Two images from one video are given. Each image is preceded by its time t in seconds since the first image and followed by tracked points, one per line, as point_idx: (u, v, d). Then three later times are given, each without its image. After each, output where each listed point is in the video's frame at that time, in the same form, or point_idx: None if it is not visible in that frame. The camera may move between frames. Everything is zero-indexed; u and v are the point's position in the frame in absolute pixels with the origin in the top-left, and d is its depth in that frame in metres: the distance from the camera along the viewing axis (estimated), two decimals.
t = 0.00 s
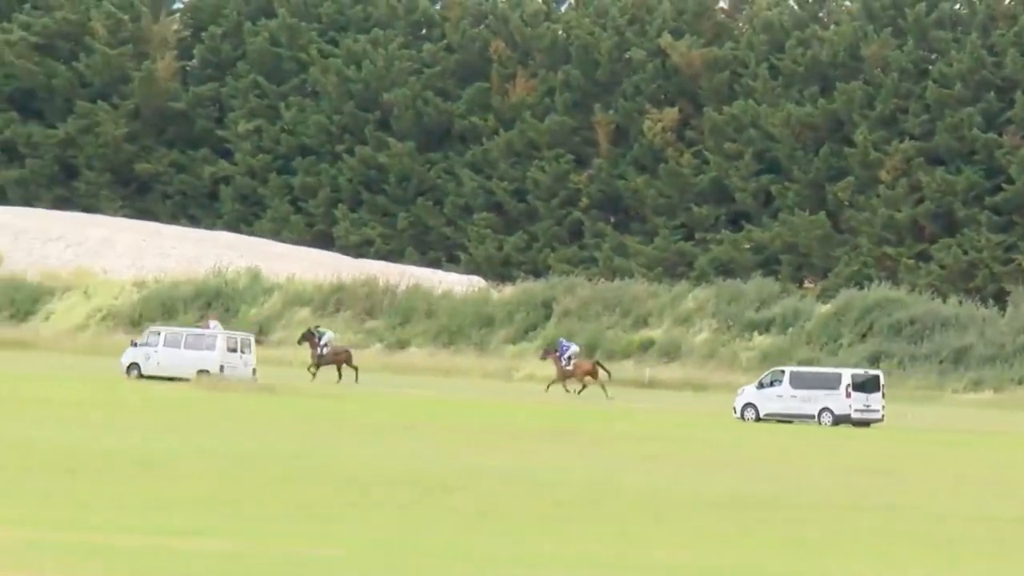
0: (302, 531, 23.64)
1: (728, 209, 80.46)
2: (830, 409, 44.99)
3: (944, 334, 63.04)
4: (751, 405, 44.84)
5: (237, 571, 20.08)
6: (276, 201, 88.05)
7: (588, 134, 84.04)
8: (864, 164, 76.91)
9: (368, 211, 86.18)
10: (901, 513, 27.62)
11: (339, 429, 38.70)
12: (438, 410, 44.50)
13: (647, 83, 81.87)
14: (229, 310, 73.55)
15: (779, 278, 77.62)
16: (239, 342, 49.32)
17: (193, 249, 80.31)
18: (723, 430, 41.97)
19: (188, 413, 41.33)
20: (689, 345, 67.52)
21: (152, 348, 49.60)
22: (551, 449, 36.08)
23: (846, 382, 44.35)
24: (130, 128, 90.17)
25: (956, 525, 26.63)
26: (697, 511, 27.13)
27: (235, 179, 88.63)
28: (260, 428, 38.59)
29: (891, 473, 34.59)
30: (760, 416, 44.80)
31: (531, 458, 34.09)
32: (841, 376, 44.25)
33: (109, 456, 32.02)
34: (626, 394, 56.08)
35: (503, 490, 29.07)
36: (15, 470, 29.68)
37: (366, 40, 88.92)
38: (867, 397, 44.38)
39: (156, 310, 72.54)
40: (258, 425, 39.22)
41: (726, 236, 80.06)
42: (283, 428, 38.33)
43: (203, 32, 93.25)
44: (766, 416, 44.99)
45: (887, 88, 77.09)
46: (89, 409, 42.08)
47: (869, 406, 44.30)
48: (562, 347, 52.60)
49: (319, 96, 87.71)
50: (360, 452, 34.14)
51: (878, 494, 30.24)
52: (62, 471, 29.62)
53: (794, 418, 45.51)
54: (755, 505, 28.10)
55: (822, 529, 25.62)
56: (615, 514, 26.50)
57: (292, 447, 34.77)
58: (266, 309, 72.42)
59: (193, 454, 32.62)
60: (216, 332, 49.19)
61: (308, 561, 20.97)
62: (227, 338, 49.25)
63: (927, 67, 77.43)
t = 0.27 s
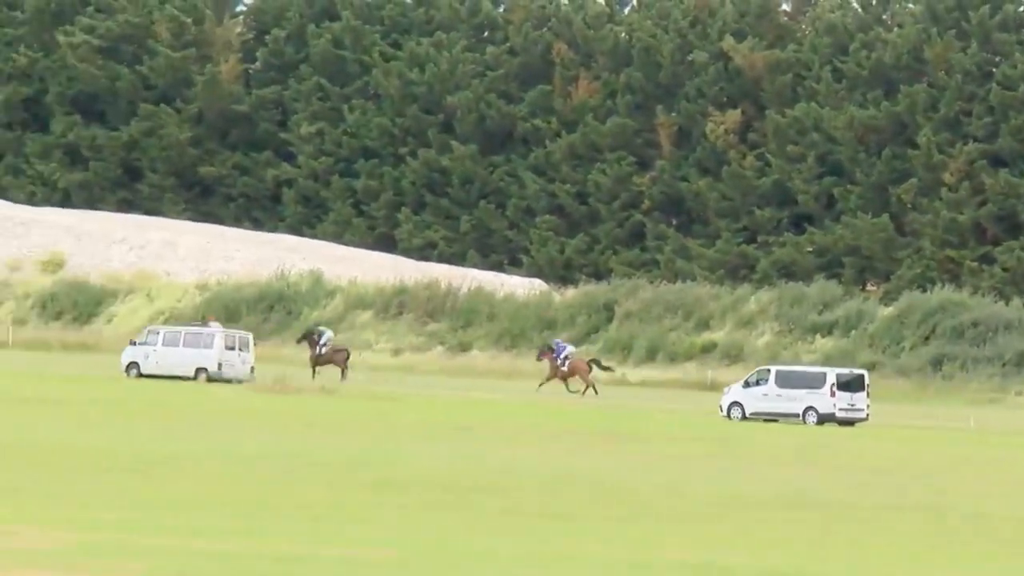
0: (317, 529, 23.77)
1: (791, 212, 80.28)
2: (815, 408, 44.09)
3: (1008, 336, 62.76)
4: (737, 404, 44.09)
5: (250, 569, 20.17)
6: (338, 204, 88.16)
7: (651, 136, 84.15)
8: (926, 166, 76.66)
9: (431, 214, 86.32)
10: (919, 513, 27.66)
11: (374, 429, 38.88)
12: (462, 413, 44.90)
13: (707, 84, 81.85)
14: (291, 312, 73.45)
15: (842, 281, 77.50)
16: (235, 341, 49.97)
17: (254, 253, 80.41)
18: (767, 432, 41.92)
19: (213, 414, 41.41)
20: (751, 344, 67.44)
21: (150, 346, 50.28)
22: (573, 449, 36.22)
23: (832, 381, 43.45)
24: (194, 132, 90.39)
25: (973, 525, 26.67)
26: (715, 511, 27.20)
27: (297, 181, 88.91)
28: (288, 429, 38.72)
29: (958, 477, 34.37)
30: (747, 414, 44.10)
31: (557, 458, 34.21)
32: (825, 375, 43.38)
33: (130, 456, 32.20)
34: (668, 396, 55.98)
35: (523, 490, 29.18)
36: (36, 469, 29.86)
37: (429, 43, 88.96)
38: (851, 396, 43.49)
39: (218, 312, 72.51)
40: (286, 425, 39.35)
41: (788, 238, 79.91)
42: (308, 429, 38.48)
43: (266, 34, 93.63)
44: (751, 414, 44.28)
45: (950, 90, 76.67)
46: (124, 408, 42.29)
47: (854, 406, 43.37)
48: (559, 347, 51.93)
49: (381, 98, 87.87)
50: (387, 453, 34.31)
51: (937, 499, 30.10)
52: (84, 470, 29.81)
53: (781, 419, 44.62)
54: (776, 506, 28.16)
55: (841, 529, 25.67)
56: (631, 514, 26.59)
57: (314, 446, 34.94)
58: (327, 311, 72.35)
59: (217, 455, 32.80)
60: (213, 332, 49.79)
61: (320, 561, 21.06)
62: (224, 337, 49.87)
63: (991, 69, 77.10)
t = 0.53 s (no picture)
0: (316, 529, 23.85)
1: (833, 213, 80.14)
2: (757, 403, 46.09)
3: None
4: (683, 398, 46.38)
5: (236, 567, 20.26)
6: (380, 205, 88.30)
7: (692, 137, 83.93)
8: (968, 167, 76.50)
9: (471, 215, 86.38)
10: (922, 514, 27.70)
11: (390, 430, 39.09)
12: (493, 413, 45.14)
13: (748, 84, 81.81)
14: (332, 314, 73.47)
15: (884, 282, 77.38)
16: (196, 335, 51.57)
17: (293, 253, 80.48)
18: (792, 433, 41.92)
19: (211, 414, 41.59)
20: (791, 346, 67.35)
21: (112, 343, 51.74)
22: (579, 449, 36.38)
23: (773, 377, 45.45)
24: (235, 134, 90.60)
25: (972, 525, 26.70)
26: (718, 511, 27.24)
27: (338, 183, 89.07)
28: (289, 428, 38.96)
29: (999, 480, 34.27)
30: (691, 409, 46.22)
31: (562, 458, 34.37)
32: (767, 370, 45.34)
33: (133, 455, 32.39)
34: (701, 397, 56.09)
35: (527, 489, 29.26)
36: (40, 467, 30.00)
37: (470, 44, 88.99)
38: (792, 391, 45.51)
39: (260, 315, 72.57)
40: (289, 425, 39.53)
41: (829, 238, 79.79)
42: (318, 429, 38.64)
43: (308, 35, 93.92)
44: (696, 409, 46.35)
45: (992, 91, 76.56)
46: (137, 408, 42.50)
47: (796, 401, 45.43)
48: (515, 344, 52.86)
49: (422, 100, 87.97)
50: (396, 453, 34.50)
51: (973, 501, 29.97)
52: (88, 469, 29.98)
53: (727, 413, 46.65)
54: (780, 506, 28.21)
55: (842, 530, 25.71)
56: (632, 514, 26.66)
57: (317, 445, 35.14)
58: (369, 311, 72.36)
59: (223, 454, 32.97)
60: (173, 330, 51.42)
61: (311, 560, 21.12)
62: (183, 334, 51.49)
63: None
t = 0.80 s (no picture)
0: (323, 529, 23.98)
1: (880, 215, 80.04)
2: (744, 401, 46.74)
3: None
4: (670, 396, 47.20)
5: (235, 569, 20.39)
6: (427, 207, 88.45)
7: (739, 140, 83.77)
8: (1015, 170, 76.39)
9: (518, 218, 86.47)
10: (932, 514, 27.76)
11: (410, 431, 39.32)
12: (538, 415, 45.24)
13: (796, 87, 81.76)
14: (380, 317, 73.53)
15: (931, 285, 77.30)
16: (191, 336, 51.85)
17: (340, 256, 80.57)
18: (825, 435, 41.91)
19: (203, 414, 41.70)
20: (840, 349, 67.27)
21: (108, 343, 52.11)
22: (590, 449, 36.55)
23: (759, 375, 45.98)
24: (283, 136, 90.83)
25: (979, 525, 26.76)
26: (757, 514, 27.27)
27: (386, 185, 89.28)
28: (288, 428, 39.19)
29: None
30: (677, 406, 47.04)
31: (572, 458, 34.53)
32: (752, 369, 45.94)
33: (144, 454, 32.59)
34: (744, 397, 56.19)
35: (539, 489, 29.38)
36: (54, 468, 30.18)
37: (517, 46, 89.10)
38: (779, 388, 45.99)
39: (309, 317, 72.68)
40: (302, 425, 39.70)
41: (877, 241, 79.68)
42: (337, 430, 38.81)
43: (355, 38, 94.18)
44: (683, 406, 47.15)
45: None
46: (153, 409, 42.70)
47: (780, 399, 45.90)
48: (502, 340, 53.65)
49: (468, 103, 88.05)
50: (413, 454, 34.70)
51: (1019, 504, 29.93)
52: (94, 470, 30.15)
53: (717, 410, 47.34)
54: (794, 507, 28.26)
55: (851, 531, 25.77)
56: (641, 514, 26.75)
57: (332, 445, 35.32)
58: (416, 314, 72.38)
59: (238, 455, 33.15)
60: (169, 329, 51.76)
61: (315, 560, 21.23)
62: (179, 334, 51.79)
63: None
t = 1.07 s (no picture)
0: (366, 529, 24.01)
1: (976, 216, 79.68)
2: (744, 395, 47.25)
3: None
4: (671, 391, 47.50)
5: (285, 568, 20.45)
6: (521, 208, 88.55)
7: (834, 141, 83.44)
8: None
9: (612, 219, 86.48)
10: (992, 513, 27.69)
11: (440, 430, 39.27)
12: (631, 416, 45.21)
13: (891, 89, 81.60)
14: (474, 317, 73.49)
15: None
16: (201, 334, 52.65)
17: (434, 256, 80.58)
18: (919, 438, 41.72)
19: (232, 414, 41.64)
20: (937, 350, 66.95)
21: (124, 341, 53.17)
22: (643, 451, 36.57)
23: (760, 368, 46.43)
24: (377, 137, 91.09)
25: None
26: (841, 516, 27.14)
27: (480, 186, 89.47)
28: (306, 426, 39.06)
29: None
30: (678, 402, 47.26)
31: (607, 459, 34.48)
32: (752, 362, 46.42)
33: (171, 454, 32.55)
34: (837, 399, 56.06)
35: (589, 489, 29.39)
36: (91, 467, 30.17)
37: (612, 47, 89.10)
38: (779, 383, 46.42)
39: (403, 318, 72.70)
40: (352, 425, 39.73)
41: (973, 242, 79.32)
42: (385, 430, 38.74)
43: (449, 39, 94.36)
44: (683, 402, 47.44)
45: None
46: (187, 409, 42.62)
47: (781, 392, 46.29)
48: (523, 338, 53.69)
49: (562, 104, 88.10)
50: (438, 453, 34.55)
51: None
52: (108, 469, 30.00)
53: (714, 408, 47.75)
54: (852, 508, 28.27)
55: (908, 531, 25.76)
56: (693, 514, 26.76)
57: (355, 446, 35.23)
58: (510, 315, 72.29)
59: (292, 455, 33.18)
60: (183, 326, 52.61)
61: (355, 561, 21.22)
62: (193, 330, 52.62)
63: None
